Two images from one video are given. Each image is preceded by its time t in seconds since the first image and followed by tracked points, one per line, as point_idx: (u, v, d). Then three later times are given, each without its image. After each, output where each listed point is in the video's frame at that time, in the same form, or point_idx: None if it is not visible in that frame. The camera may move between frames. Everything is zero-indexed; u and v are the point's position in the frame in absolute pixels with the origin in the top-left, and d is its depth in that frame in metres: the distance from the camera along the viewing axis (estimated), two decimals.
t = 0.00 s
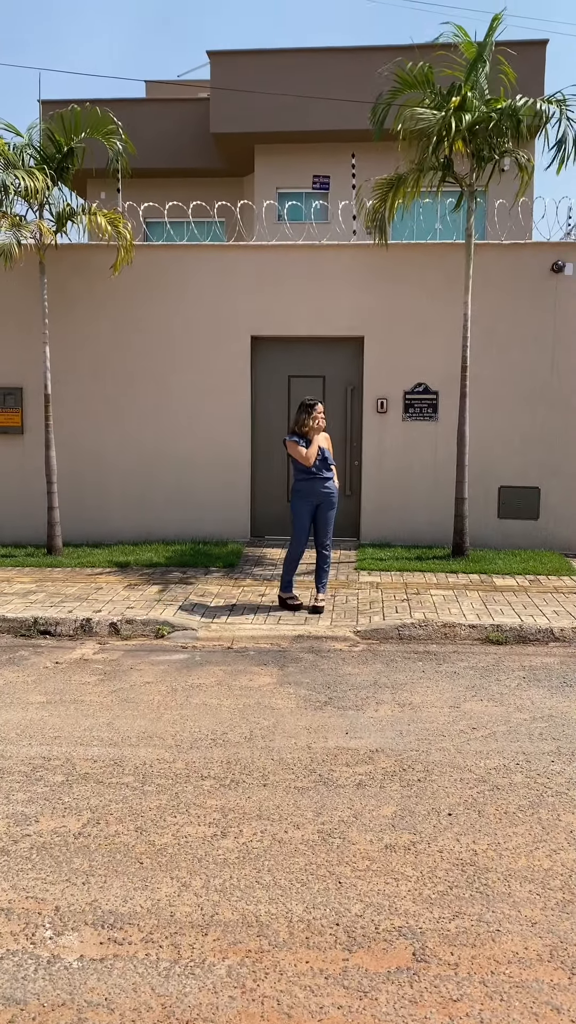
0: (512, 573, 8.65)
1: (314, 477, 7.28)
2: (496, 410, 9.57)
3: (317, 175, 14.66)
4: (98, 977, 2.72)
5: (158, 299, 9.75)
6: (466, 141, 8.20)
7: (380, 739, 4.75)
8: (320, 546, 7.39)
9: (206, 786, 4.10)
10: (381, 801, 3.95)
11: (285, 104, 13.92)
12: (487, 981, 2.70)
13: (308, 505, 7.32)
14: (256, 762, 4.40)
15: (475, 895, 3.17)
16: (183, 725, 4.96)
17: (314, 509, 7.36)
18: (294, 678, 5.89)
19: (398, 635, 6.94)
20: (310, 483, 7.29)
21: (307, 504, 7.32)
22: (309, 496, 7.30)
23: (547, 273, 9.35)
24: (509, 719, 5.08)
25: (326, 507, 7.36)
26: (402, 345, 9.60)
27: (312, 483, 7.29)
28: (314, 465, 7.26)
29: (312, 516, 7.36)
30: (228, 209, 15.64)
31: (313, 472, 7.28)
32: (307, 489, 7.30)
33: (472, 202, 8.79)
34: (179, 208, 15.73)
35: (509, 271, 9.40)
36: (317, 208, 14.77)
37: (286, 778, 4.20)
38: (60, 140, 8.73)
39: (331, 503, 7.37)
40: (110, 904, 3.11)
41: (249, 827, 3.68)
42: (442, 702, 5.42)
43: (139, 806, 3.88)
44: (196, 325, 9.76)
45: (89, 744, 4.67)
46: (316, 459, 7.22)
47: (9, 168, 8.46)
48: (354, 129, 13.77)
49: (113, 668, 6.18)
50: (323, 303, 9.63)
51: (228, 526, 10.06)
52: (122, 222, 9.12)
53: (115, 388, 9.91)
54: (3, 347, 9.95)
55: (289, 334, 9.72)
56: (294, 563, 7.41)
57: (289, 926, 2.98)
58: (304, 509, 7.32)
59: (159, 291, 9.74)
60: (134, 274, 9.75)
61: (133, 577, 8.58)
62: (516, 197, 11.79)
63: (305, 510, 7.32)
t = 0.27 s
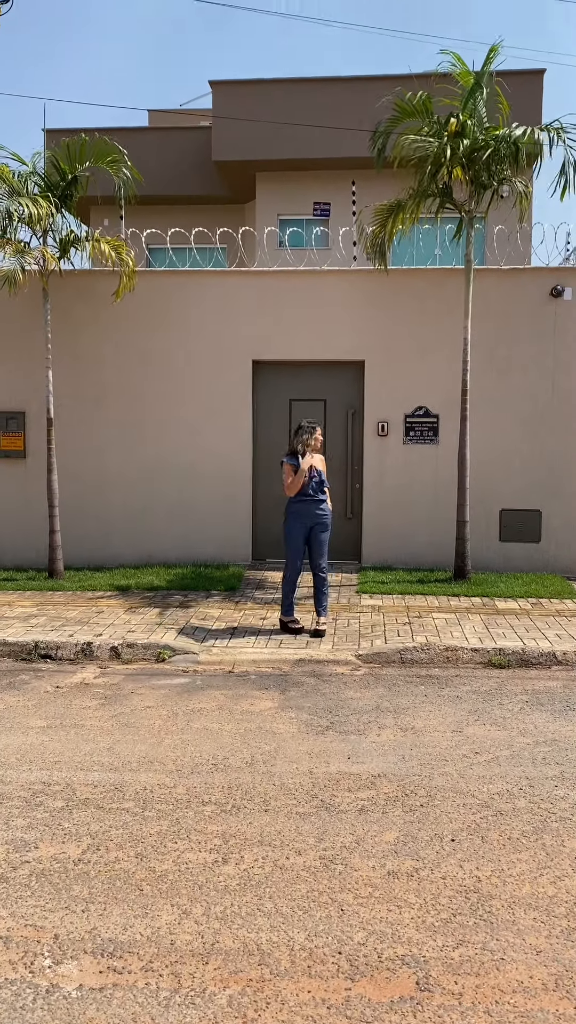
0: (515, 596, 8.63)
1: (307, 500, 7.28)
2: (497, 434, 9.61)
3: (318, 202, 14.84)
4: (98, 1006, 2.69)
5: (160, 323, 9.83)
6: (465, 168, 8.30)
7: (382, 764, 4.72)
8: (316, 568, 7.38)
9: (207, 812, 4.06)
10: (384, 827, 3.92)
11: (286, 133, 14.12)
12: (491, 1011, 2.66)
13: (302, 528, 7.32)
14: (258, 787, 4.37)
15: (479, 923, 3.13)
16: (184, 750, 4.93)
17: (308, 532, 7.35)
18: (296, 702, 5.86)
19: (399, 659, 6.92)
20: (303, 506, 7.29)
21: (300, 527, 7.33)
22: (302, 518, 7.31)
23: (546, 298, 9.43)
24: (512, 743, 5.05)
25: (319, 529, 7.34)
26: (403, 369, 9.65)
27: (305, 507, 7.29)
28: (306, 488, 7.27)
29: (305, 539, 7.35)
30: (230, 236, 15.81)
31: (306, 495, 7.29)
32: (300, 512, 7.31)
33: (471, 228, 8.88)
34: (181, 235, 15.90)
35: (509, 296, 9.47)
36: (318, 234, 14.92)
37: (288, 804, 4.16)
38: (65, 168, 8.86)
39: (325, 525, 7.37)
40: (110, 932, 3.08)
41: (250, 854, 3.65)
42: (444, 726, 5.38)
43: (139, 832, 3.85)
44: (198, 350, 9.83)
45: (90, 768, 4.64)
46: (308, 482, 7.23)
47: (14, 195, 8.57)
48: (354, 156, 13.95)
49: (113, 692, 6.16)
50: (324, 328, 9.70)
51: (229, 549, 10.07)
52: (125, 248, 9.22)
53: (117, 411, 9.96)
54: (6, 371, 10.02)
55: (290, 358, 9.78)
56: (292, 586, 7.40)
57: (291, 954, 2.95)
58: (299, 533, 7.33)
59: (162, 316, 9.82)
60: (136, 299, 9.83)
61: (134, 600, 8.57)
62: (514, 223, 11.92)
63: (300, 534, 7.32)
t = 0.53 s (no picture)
0: (517, 615, 8.61)
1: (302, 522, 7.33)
2: (498, 453, 9.63)
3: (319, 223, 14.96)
4: None
5: (163, 343, 9.88)
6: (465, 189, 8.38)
7: (385, 785, 4.68)
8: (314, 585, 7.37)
9: (208, 833, 4.03)
10: (387, 848, 3.88)
11: (288, 156, 14.27)
12: None
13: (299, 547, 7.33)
14: (260, 808, 4.34)
15: (483, 946, 3.10)
16: (185, 771, 4.90)
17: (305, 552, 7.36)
18: (298, 723, 5.83)
19: (402, 679, 6.89)
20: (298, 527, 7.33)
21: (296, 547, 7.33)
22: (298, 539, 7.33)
23: (547, 318, 9.48)
24: (516, 764, 5.01)
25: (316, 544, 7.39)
26: (404, 389, 9.69)
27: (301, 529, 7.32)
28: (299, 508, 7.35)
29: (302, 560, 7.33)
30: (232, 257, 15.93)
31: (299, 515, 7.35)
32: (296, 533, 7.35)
33: (472, 249, 8.96)
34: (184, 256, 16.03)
35: (509, 316, 9.53)
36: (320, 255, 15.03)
37: (289, 825, 4.13)
38: (69, 190, 8.95)
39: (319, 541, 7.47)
40: (110, 955, 3.05)
41: (252, 875, 3.62)
42: (447, 747, 5.35)
43: (141, 854, 3.82)
44: (200, 370, 9.88)
45: (91, 789, 4.61)
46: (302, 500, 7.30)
47: (19, 217, 8.66)
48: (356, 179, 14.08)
49: (115, 712, 6.13)
50: (325, 348, 9.75)
51: (230, 568, 10.06)
52: (128, 269, 9.30)
53: (120, 430, 10.00)
54: (9, 391, 10.07)
55: (292, 378, 9.82)
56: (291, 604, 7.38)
57: (293, 978, 2.91)
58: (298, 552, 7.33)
59: (165, 335, 9.88)
60: (139, 319, 9.89)
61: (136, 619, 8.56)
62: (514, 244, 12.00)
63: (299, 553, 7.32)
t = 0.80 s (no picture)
0: (521, 630, 8.59)
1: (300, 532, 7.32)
2: (500, 468, 9.64)
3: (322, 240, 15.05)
4: None
5: (166, 358, 9.92)
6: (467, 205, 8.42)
7: (387, 801, 4.65)
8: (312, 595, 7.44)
9: (210, 849, 4.00)
10: (389, 865, 3.85)
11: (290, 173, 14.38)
12: None
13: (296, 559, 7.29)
14: (261, 824, 4.31)
15: (486, 964, 3.07)
16: (187, 787, 4.87)
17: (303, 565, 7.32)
18: (300, 738, 5.80)
19: (404, 694, 6.86)
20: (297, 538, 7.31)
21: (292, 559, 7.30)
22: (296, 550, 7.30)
23: (549, 334, 9.51)
24: (519, 780, 4.98)
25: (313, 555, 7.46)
26: (407, 403, 9.71)
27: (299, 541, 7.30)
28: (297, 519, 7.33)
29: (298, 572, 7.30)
30: (235, 273, 16.02)
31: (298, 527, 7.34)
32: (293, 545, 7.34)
33: (473, 265, 9.00)
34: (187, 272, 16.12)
35: (511, 331, 9.56)
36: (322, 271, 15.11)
37: (291, 842, 4.10)
38: (72, 206, 9.01)
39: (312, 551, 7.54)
40: (110, 973, 3.02)
41: (253, 892, 3.59)
42: (450, 762, 5.32)
43: (141, 870, 3.79)
44: (203, 384, 9.91)
45: (91, 805, 4.59)
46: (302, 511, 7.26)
47: (22, 232, 8.71)
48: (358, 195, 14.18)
49: (116, 727, 6.11)
50: (327, 363, 9.78)
51: (233, 583, 10.05)
52: (131, 284, 9.35)
53: (122, 445, 10.02)
54: (12, 406, 10.10)
55: (295, 392, 9.85)
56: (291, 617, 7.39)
57: (295, 997, 2.88)
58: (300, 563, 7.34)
59: (168, 350, 9.92)
60: (142, 335, 9.94)
61: (138, 634, 8.54)
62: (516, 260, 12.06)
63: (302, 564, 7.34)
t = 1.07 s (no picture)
0: (523, 642, 8.58)
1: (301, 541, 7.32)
2: (502, 480, 9.64)
3: (323, 252, 15.11)
4: None
5: (168, 369, 9.95)
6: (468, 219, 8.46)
7: (388, 814, 4.63)
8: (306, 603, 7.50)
9: (209, 862, 3.98)
10: (390, 879, 3.82)
11: (292, 186, 14.46)
12: None
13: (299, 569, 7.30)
14: (261, 838, 4.28)
15: (488, 980, 3.04)
16: (187, 799, 4.85)
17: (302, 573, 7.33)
18: (300, 750, 5.78)
19: (406, 706, 6.83)
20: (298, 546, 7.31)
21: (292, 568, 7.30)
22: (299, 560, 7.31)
23: (550, 347, 9.53)
24: (521, 793, 4.95)
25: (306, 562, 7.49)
26: (408, 415, 9.72)
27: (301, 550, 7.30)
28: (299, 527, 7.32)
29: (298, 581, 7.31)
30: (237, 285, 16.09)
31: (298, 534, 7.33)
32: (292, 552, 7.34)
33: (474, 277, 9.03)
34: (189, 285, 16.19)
35: (512, 344, 9.58)
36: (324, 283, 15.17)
37: (291, 856, 4.07)
38: (75, 219, 9.07)
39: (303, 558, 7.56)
40: (109, 987, 3.00)
41: (254, 906, 3.56)
42: (452, 775, 5.30)
43: (141, 883, 3.77)
44: (205, 396, 9.93)
45: (91, 817, 4.57)
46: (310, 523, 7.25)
47: (25, 244, 8.77)
48: (359, 208, 14.25)
49: (116, 739, 6.09)
50: (329, 375, 9.81)
51: (233, 594, 10.04)
52: (133, 296, 9.39)
53: (123, 456, 10.04)
54: (14, 417, 10.12)
55: (296, 404, 9.87)
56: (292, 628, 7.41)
57: (295, 1012, 2.86)
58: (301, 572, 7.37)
59: (170, 361, 9.95)
60: (143, 347, 9.97)
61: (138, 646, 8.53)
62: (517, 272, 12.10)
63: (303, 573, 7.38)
